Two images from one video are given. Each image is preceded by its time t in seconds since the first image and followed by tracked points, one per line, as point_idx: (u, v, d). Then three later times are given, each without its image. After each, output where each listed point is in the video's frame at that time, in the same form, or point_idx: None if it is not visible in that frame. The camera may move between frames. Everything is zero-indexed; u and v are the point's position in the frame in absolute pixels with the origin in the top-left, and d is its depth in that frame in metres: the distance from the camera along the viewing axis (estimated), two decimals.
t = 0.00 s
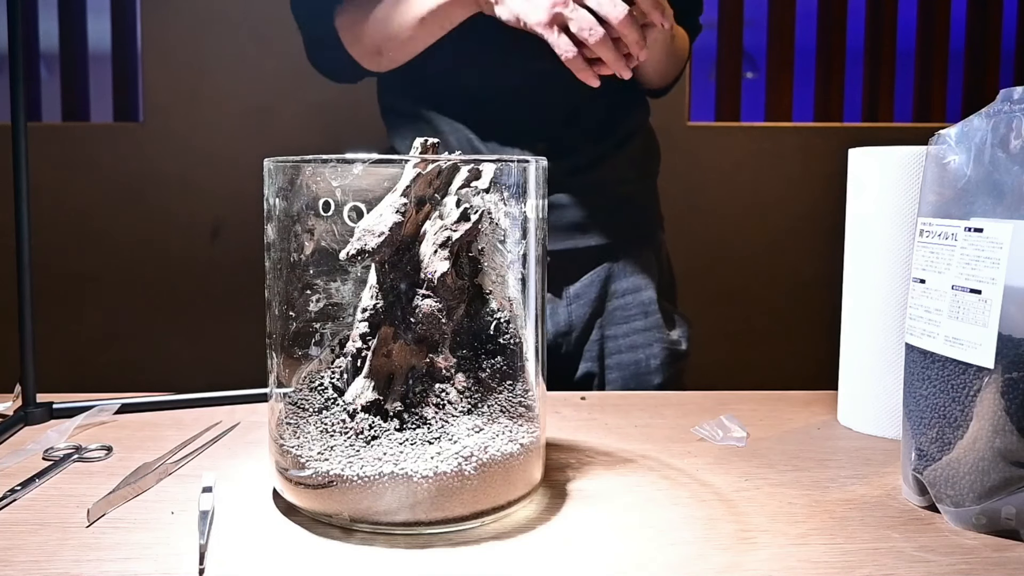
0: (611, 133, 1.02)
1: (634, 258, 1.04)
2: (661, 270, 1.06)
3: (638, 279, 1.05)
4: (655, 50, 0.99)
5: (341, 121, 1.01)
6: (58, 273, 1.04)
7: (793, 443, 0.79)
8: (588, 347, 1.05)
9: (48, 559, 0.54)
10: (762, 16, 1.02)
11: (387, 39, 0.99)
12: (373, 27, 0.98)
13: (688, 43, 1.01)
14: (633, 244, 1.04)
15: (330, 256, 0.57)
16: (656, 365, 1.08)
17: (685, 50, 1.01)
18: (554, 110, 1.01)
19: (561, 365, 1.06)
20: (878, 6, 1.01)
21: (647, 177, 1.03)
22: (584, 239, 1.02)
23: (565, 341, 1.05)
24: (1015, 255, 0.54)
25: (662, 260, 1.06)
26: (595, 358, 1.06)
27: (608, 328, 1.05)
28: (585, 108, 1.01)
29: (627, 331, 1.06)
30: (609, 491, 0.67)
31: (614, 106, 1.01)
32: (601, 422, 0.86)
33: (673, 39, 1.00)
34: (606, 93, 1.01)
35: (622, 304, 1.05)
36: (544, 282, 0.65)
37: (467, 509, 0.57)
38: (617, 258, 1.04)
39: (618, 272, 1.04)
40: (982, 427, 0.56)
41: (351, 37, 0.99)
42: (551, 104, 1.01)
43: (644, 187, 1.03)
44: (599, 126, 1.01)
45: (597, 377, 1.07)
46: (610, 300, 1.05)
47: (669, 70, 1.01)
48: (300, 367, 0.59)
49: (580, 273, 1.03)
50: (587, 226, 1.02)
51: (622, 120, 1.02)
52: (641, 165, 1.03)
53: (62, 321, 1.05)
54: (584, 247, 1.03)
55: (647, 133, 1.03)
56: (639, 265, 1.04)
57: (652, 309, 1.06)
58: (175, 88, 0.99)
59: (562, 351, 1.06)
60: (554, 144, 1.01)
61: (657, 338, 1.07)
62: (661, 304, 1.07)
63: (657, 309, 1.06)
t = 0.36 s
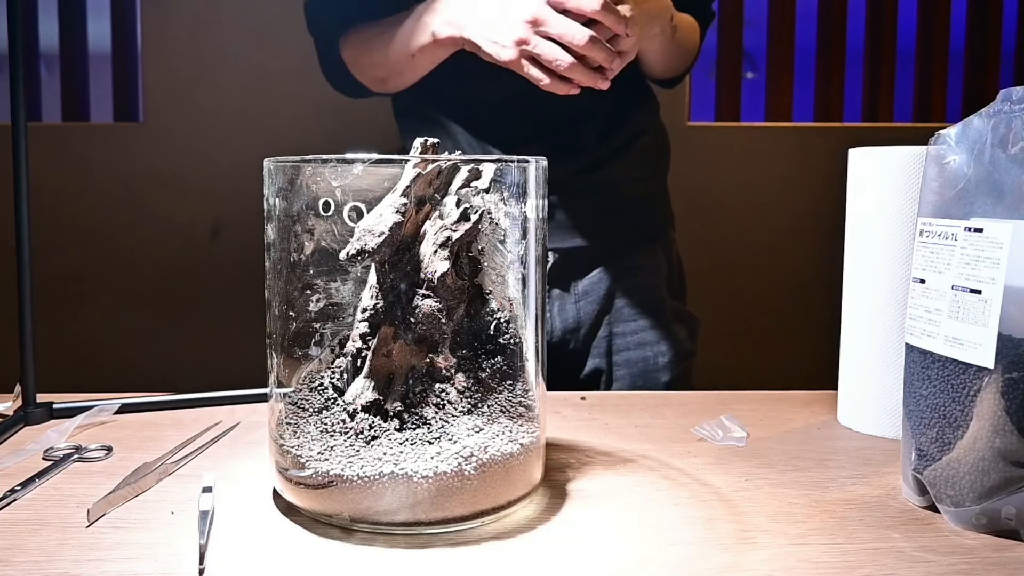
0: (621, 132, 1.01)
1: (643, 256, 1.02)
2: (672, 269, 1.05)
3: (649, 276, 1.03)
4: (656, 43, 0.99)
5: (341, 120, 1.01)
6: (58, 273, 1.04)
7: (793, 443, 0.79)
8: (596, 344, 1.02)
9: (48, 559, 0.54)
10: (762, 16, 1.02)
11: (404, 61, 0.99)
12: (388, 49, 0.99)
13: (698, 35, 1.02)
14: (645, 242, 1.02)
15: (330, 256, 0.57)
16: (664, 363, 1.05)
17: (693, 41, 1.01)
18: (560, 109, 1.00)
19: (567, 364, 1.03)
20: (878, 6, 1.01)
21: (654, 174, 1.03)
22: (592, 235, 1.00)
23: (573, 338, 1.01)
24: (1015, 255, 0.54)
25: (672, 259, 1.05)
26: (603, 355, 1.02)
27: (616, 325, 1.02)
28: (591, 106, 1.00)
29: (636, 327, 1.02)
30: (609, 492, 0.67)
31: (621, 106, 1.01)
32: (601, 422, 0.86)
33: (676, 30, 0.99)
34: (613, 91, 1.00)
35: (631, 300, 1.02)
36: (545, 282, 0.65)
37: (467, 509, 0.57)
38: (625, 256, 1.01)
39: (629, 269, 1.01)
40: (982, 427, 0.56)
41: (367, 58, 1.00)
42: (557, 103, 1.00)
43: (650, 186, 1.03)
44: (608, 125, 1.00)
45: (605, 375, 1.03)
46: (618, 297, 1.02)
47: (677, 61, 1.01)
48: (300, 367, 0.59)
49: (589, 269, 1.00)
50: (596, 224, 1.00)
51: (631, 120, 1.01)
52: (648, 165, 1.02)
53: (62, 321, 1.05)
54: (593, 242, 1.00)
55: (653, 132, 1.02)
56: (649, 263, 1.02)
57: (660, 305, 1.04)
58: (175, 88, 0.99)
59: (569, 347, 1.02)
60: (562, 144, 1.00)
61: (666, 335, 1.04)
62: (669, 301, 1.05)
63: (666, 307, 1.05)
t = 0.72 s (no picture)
0: (628, 133, 1.01)
1: (650, 254, 1.02)
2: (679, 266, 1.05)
3: (656, 275, 1.03)
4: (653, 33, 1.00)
5: (342, 120, 1.01)
6: (59, 273, 1.04)
7: (793, 443, 0.79)
8: (604, 342, 1.02)
9: (48, 559, 0.54)
10: (762, 16, 1.03)
11: (409, 71, 0.99)
12: (394, 59, 0.99)
13: (703, 26, 1.02)
14: (652, 241, 1.02)
15: (330, 256, 0.57)
16: (671, 361, 1.04)
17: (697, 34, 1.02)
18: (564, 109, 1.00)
19: (575, 363, 1.02)
20: (878, 6, 1.02)
21: (660, 172, 1.03)
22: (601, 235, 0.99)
23: (581, 337, 1.01)
24: (1015, 255, 0.54)
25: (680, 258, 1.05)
26: (611, 353, 1.02)
27: (624, 324, 1.02)
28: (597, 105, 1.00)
29: (644, 326, 1.02)
30: (609, 492, 0.67)
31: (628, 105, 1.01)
32: (601, 422, 0.86)
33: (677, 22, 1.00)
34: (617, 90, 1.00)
35: (637, 298, 1.01)
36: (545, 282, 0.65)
37: (467, 509, 0.57)
38: (631, 257, 1.01)
39: (637, 268, 1.01)
40: (982, 427, 0.56)
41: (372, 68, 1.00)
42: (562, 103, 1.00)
43: (655, 186, 1.02)
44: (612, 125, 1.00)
45: (612, 373, 1.03)
46: (623, 297, 1.01)
47: (677, 54, 1.02)
48: (300, 367, 0.59)
49: (597, 268, 1.00)
50: (602, 222, 1.00)
51: (634, 120, 1.01)
52: (653, 164, 1.02)
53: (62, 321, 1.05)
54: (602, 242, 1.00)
55: (657, 132, 1.02)
56: (656, 263, 1.02)
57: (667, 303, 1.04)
58: (175, 89, 1.00)
59: (577, 346, 1.02)
60: (565, 144, 1.00)
61: (674, 334, 1.04)
62: (676, 299, 1.04)
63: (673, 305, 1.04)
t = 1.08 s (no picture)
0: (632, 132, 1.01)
1: (651, 256, 1.03)
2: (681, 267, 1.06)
3: (659, 275, 1.04)
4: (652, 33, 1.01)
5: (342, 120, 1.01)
6: (59, 274, 1.04)
7: (793, 443, 0.79)
8: (606, 343, 1.04)
9: (48, 559, 0.54)
10: (763, 16, 1.02)
11: (415, 68, 1.00)
12: (399, 57, 1.00)
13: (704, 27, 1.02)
14: (655, 241, 1.03)
15: (331, 256, 0.57)
16: (672, 360, 1.06)
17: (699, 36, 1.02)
18: (572, 107, 1.01)
19: (576, 363, 1.04)
20: (878, 7, 1.02)
21: (664, 172, 1.03)
22: (603, 237, 1.01)
23: (584, 337, 1.03)
24: (1015, 255, 0.54)
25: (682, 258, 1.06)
26: (613, 353, 1.04)
27: (626, 325, 1.04)
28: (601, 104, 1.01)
29: (646, 327, 1.04)
30: (609, 492, 0.67)
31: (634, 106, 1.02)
32: (601, 422, 0.86)
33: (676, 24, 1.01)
34: (620, 90, 1.01)
35: (638, 299, 1.03)
36: (545, 282, 0.65)
37: (468, 509, 0.57)
38: (632, 257, 1.02)
39: (640, 268, 1.03)
40: (982, 427, 0.56)
41: (376, 66, 1.00)
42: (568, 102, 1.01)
43: (660, 186, 1.03)
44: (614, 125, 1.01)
45: (614, 373, 1.05)
46: (625, 297, 1.03)
47: (678, 54, 1.02)
48: (300, 367, 0.59)
49: (600, 269, 1.02)
50: (605, 222, 1.01)
51: (637, 120, 1.02)
52: (656, 164, 1.03)
53: (62, 321, 1.05)
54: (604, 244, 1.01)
55: (660, 130, 1.03)
56: (659, 263, 1.03)
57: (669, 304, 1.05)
58: (175, 89, 1.00)
59: (580, 347, 1.04)
60: (571, 144, 1.01)
61: (675, 335, 1.05)
62: (678, 300, 1.06)
63: (675, 304, 1.05)
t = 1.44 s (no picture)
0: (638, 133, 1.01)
1: (655, 257, 1.02)
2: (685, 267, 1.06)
3: (664, 276, 1.03)
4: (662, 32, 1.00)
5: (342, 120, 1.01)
6: (59, 274, 1.04)
7: (793, 443, 0.79)
8: (610, 345, 1.03)
9: (48, 559, 0.54)
10: (762, 16, 1.03)
11: (415, 68, 1.00)
12: (400, 56, 1.00)
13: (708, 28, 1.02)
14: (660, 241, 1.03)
15: (331, 256, 0.57)
16: (676, 361, 1.06)
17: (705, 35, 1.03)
18: (577, 108, 1.00)
19: (580, 364, 1.04)
20: (878, 7, 1.02)
21: (668, 172, 1.03)
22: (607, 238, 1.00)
23: (588, 339, 1.03)
24: (1015, 255, 0.54)
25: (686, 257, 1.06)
26: (617, 355, 1.03)
27: (630, 326, 1.03)
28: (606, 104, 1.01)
29: (649, 328, 1.03)
30: (609, 492, 0.67)
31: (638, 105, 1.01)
32: (601, 422, 0.86)
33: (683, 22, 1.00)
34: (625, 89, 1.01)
35: (642, 300, 1.02)
36: (545, 281, 0.65)
37: (467, 509, 0.57)
38: (637, 259, 1.02)
39: (646, 269, 1.02)
40: (982, 427, 0.56)
41: (377, 65, 1.00)
42: (571, 102, 1.00)
43: (664, 186, 1.03)
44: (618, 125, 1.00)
45: (618, 374, 1.04)
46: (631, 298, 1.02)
47: (684, 54, 1.02)
48: (300, 367, 0.59)
49: (606, 270, 1.01)
50: (612, 223, 1.01)
51: (641, 121, 1.01)
52: (660, 164, 1.03)
53: (62, 321, 1.05)
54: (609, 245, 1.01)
55: (664, 130, 1.02)
56: (663, 264, 1.03)
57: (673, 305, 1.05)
58: (175, 89, 1.00)
59: (584, 348, 1.03)
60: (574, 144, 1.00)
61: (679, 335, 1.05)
62: (681, 300, 1.06)
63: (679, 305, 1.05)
